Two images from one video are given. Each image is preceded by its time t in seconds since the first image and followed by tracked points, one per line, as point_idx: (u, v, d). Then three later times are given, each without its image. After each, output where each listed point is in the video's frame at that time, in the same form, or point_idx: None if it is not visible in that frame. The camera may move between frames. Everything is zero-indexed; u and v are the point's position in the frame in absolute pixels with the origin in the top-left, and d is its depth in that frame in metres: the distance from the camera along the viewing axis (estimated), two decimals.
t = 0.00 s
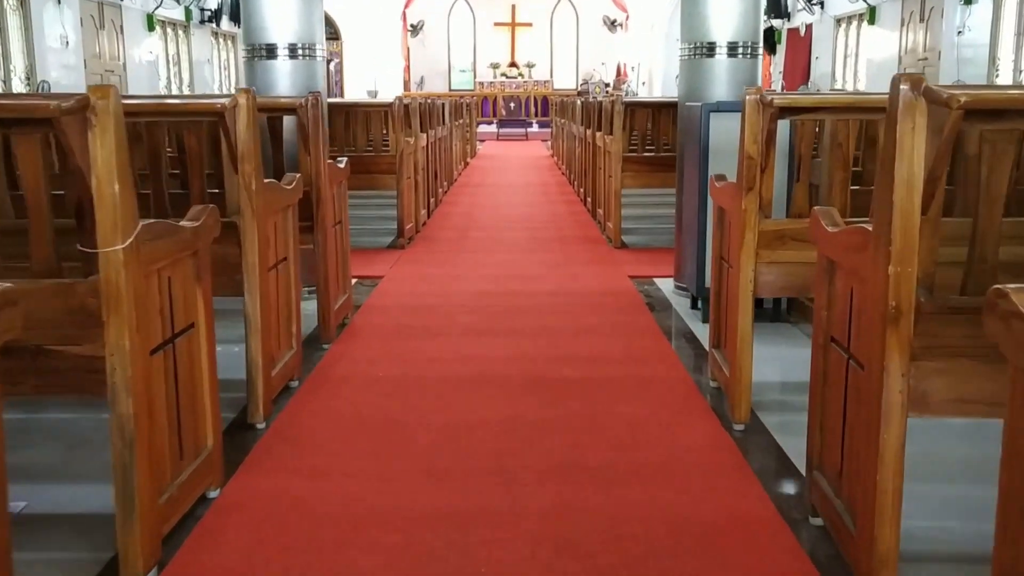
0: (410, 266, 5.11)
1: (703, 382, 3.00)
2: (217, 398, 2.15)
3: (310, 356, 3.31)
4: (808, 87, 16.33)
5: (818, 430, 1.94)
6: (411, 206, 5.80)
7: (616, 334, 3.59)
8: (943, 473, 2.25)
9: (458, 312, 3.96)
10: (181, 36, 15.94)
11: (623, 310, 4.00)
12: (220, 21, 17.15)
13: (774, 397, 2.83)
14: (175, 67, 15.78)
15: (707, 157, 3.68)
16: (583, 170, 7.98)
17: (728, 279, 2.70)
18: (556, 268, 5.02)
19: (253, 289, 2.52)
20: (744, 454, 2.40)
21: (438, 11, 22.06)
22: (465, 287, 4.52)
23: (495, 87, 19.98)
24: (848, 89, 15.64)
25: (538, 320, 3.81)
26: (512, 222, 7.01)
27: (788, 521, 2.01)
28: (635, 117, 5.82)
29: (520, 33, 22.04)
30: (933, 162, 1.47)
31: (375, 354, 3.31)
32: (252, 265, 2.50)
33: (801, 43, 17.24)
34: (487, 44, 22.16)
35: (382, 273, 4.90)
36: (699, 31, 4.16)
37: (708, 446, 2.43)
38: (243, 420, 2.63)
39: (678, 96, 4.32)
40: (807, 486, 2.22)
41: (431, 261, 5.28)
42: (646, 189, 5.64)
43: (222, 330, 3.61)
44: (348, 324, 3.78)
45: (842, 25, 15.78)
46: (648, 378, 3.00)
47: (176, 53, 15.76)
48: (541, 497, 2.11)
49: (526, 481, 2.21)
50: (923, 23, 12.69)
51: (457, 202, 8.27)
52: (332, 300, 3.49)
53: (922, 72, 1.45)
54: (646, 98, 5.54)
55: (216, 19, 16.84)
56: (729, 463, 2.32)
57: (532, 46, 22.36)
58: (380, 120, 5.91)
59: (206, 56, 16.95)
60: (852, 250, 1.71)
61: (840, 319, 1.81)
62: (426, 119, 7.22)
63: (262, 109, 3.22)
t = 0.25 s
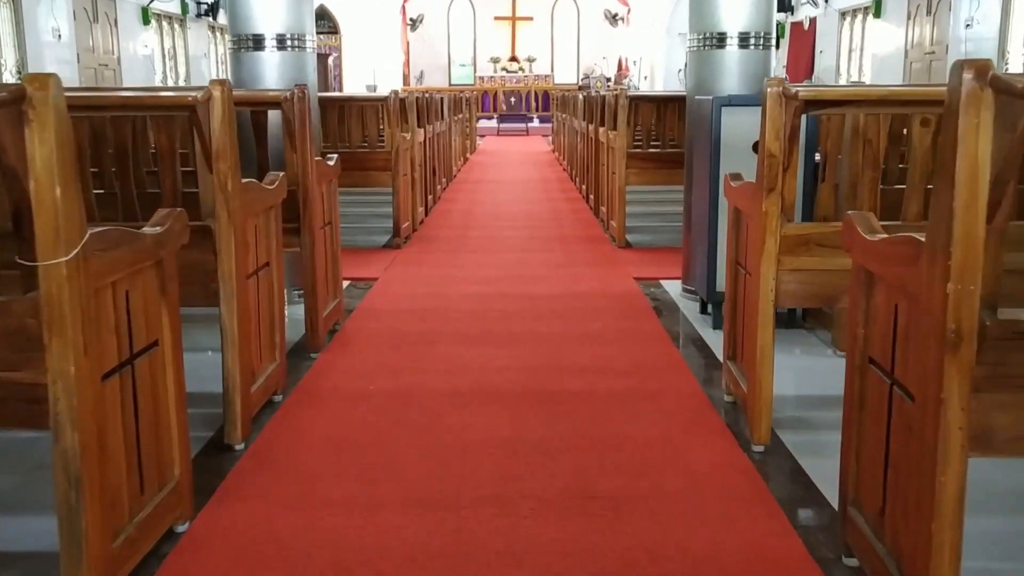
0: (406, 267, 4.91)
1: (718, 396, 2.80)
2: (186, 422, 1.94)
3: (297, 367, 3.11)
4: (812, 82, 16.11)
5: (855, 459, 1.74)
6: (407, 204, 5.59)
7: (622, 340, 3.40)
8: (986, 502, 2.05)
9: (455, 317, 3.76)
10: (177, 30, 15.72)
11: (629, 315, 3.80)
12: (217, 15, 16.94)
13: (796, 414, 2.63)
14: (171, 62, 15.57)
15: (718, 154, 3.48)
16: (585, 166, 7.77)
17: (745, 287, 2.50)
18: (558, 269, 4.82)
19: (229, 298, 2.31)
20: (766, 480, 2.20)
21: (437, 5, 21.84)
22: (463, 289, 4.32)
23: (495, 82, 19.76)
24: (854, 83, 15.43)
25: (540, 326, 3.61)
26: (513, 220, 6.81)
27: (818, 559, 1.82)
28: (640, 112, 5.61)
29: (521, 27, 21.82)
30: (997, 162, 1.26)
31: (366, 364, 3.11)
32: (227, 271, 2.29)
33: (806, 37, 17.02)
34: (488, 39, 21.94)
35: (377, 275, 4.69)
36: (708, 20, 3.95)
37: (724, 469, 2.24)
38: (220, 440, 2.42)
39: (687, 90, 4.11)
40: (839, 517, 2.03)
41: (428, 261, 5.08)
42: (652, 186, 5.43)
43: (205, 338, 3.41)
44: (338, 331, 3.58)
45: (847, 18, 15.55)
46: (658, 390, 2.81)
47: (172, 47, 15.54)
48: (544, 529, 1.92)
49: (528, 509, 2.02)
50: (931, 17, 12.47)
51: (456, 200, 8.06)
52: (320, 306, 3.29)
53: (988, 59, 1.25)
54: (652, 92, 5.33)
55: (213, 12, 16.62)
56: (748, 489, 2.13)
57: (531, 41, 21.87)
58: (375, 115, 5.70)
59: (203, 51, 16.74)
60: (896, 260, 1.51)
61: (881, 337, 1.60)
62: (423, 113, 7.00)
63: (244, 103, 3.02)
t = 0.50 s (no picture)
0: (402, 276, 4.68)
1: (739, 425, 2.57)
2: (145, 469, 1.70)
3: (283, 390, 2.89)
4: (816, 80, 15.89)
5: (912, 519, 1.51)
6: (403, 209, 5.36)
7: (632, 360, 3.18)
8: None
9: (453, 333, 3.54)
10: (173, 28, 15.48)
11: (638, 330, 3.58)
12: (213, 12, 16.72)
13: (827, 445, 2.41)
14: (167, 60, 15.33)
15: (735, 159, 3.25)
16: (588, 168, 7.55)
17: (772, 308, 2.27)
18: (562, 278, 4.59)
19: (201, 321, 2.08)
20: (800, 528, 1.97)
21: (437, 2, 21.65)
22: (462, 301, 4.09)
23: (496, 80, 19.53)
24: (859, 81, 15.21)
25: (543, 343, 3.39)
26: (514, 224, 6.58)
27: None
28: (647, 112, 5.37)
29: (522, 25, 21.63)
30: None
31: (357, 387, 2.89)
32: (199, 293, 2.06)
33: (810, 35, 16.80)
34: (489, 36, 21.76)
35: (372, 284, 4.47)
36: (722, 16, 3.71)
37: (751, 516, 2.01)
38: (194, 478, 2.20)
39: (699, 89, 3.88)
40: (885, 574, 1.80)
41: (425, 269, 4.86)
42: (659, 190, 5.20)
43: (184, 358, 3.19)
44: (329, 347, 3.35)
45: (852, 15, 15.33)
46: (673, 419, 2.58)
47: (168, 45, 15.31)
48: None
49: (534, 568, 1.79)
50: (940, 14, 12.24)
51: (455, 202, 7.83)
52: (308, 322, 3.07)
53: None
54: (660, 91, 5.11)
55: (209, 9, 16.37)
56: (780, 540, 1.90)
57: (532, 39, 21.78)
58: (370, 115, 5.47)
59: (199, 49, 16.51)
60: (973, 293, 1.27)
61: (948, 378, 1.38)
62: (421, 113, 6.77)
63: (223, 104, 2.79)
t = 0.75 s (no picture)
0: (399, 288, 4.44)
1: (767, 463, 2.33)
2: (92, 537, 1.46)
3: (265, 421, 2.65)
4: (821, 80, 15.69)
5: None
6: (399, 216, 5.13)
7: (644, 384, 2.94)
8: None
9: (452, 354, 3.29)
10: (169, 27, 15.25)
11: (650, 350, 3.34)
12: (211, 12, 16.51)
13: (865, 488, 2.18)
14: (163, 59, 15.10)
15: (757, 169, 3.01)
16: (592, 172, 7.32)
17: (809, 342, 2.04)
18: (567, 290, 4.36)
19: (166, 359, 1.84)
20: None
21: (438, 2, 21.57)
22: (462, 316, 3.85)
23: (496, 80, 19.31)
24: (865, 81, 15.01)
25: (548, 365, 3.15)
26: (516, 230, 6.35)
27: None
28: (655, 115, 5.13)
29: (523, 24, 21.61)
30: None
31: (346, 418, 2.64)
32: (165, 325, 1.82)
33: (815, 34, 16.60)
34: (491, 35, 21.69)
35: (366, 298, 4.23)
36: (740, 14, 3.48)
37: None
38: (161, 530, 1.96)
39: (715, 91, 3.64)
40: None
41: (423, 280, 4.62)
42: (667, 197, 4.95)
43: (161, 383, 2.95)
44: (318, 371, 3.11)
45: (858, 15, 15.12)
46: (694, 456, 2.35)
47: (164, 44, 15.08)
48: None
49: None
50: (949, 12, 12.02)
51: (454, 207, 7.60)
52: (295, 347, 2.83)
53: None
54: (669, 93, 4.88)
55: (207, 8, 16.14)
56: None
57: (532, 38, 21.78)
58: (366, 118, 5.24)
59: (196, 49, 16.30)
60: None
61: None
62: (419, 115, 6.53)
63: (200, 110, 2.56)
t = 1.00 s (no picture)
0: (395, 301, 4.25)
1: (792, 507, 2.14)
2: None
3: (247, 456, 2.47)
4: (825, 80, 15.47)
5: None
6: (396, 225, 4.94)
7: (656, 413, 2.76)
8: None
9: (449, 377, 3.10)
10: (166, 27, 15.06)
11: (659, 373, 3.14)
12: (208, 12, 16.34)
13: (902, 537, 1.98)
14: (160, 60, 14.91)
15: (776, 180, 2.82)
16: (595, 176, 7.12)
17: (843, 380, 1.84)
18: (570, 304, 4.16)
19: (128, 403, 1.65)
20: None
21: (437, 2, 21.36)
22: (461, 333, 3.66)
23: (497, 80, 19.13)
24: (869, 82, 14.82)
25: (551, 390, 2.95)
26: (517, 237, 6.15)
27: None
28: (662, 120, 4.94)
29: (523, 24, 21.39)
30: None
31: (337, 453, 2.46)
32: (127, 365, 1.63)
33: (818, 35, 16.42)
34: (490, 35, 21.47)
35: (360, 312, 4.03)
36: (755, 15, 3.28)
37: None
38: None
39: (728, 97, 3.45)
40: None
41: (420, 292, 4.42)
42: (675, 205, 4.77)
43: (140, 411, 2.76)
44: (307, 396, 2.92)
45: (862, 14, 14.94)
46: (713, 499, 2.16)
47: (161, 45, 14.89)
48: None
49: None
50: (955, 12, 11.82)
51: (454, 212, 7.40)
52: (280, 373, 2.64)
53: None
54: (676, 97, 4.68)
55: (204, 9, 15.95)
56: None
57: (533, 38, 21.61)
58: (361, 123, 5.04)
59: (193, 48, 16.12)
60: None
61: None
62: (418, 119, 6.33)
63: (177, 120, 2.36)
